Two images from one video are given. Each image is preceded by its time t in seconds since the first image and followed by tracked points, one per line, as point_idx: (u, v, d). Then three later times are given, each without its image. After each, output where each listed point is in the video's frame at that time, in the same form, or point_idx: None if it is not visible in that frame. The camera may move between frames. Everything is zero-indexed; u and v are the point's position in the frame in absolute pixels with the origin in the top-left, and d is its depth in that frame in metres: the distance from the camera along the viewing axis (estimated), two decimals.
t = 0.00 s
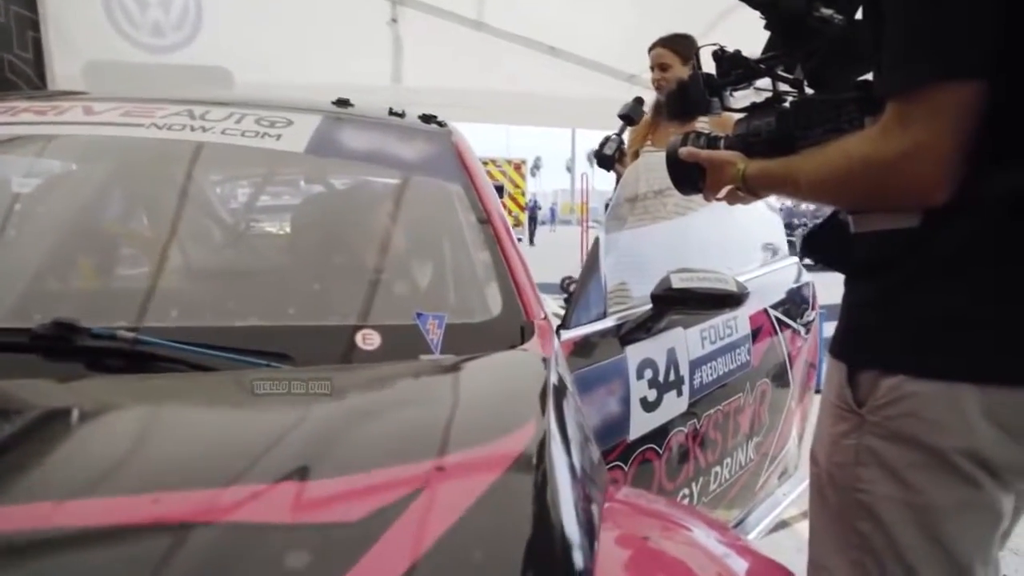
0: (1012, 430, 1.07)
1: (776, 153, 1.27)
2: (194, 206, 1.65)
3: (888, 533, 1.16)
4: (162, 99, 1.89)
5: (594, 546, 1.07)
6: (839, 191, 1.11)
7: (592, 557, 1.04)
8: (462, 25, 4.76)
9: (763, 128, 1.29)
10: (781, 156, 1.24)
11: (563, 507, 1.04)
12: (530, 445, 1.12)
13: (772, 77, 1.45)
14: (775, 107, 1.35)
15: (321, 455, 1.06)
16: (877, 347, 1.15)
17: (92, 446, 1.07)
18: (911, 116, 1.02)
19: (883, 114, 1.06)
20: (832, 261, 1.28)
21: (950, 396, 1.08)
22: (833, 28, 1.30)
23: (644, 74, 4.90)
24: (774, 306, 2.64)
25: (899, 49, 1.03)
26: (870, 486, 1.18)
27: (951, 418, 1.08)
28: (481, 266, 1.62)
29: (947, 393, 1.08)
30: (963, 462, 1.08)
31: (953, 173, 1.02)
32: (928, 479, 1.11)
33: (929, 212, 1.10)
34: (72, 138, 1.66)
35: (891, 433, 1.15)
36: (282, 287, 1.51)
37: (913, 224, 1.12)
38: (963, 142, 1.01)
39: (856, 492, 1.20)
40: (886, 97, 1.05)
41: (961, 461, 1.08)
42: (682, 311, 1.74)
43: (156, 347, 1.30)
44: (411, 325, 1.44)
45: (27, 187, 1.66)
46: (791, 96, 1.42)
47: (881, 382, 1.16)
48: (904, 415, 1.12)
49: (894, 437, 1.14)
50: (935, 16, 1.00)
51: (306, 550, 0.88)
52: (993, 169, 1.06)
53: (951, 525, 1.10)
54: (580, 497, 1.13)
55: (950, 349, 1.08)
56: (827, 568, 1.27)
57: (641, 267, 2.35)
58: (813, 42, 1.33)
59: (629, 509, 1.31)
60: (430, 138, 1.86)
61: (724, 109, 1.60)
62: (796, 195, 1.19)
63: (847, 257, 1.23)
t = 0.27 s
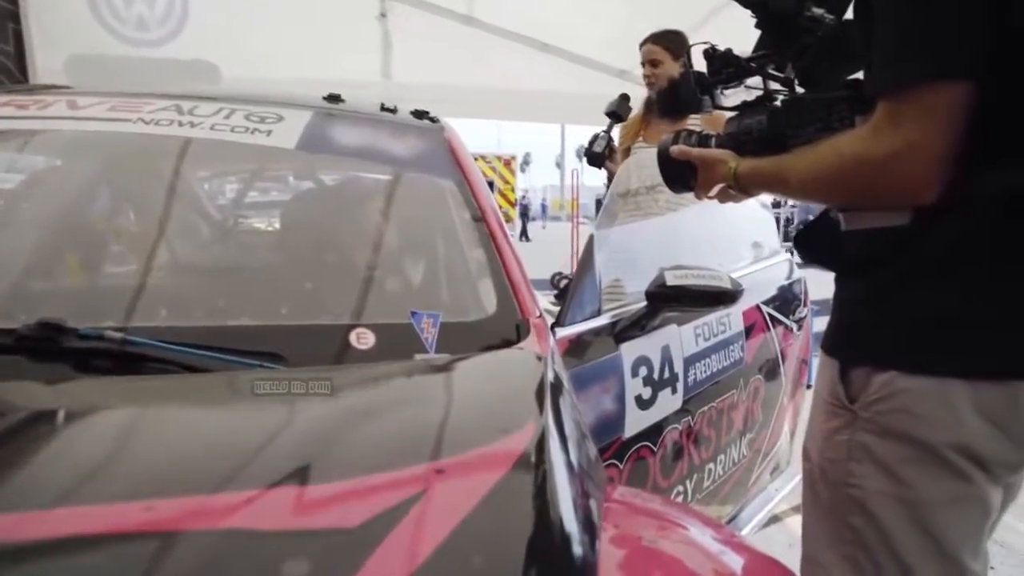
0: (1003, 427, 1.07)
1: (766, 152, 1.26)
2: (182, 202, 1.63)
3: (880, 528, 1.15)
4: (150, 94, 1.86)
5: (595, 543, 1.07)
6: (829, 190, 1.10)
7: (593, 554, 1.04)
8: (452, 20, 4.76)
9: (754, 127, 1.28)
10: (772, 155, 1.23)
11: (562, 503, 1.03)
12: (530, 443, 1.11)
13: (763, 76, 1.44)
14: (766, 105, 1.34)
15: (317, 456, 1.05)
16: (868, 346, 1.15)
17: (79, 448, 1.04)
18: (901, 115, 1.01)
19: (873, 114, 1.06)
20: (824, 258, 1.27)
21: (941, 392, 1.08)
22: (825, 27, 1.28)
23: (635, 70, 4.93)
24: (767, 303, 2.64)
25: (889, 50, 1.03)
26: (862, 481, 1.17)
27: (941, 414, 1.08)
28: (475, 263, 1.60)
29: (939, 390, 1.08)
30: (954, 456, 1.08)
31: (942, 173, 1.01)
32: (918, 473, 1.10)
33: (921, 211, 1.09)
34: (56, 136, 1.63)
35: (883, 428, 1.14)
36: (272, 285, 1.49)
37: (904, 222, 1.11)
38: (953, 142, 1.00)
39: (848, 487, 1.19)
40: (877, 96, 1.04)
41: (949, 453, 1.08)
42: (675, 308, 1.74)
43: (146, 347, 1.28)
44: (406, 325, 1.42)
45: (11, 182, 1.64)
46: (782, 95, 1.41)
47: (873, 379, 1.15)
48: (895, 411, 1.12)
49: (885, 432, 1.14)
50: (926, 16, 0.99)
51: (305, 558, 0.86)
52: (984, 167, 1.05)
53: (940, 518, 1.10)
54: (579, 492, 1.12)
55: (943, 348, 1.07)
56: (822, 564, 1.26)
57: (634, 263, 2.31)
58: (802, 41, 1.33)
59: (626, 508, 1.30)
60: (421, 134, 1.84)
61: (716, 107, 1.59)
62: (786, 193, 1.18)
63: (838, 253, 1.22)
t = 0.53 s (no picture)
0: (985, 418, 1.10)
1: (751, 152, 1.27)
2: (173, 199, 1.62)
3: (869, 518, 1.16)
4: (141, 90, 1.85)
5: (596, 538, 1.07)
6: (816, 189, 1.11)
7: (595, 548, 1.04)
8: (443, 15, 4.75)
9: (742, 126, 1.29)
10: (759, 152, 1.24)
11: (562, 500, 1.03)
12: (529, 440, 1.11)
13: (751, 76, 1.42)
14: (755, 104, 1.34)
15: (316, 454, 1.05)
16: (855, 340, 1.16)
17: (70, 448, 1.04)
18: (887, 114, 1.02)
19: (859, 113, 1.06)
20: (809, 253, 1.29)
21: (926, 385, 1.09)
22: (811, 28, 1.32)
23: (626, 65, 4.95)
24: (758, 299, 2.65)
25: (877, 48, 1.03)
26: (851, 472, 1.18)
27: (922, 404, 1.09)
28: (470, 259, 1.61)
29: (925, 382, 1.09)
30: (939, 447, 1.09)
31: (927, 172, 1.03)
32: (907, 465, 1.11)
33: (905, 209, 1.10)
34: (42, 130, 1.62)
35: (871, 420, 1.15)
36: (265, 281, 1.48)
37: (888, 220, 1.12)
38: (938, 141, 1.02)
39: (838, 479, 1.20)
40: (864, 95, 1.05)
41: (935, 444, 1.09)
42: (668, 304, 1.76)
43: (144, 345, 1.27)
44: (404, 321, 1.42)
45: None
46: (770, 95, 1.41)
47: (861, 372, 1.16)
48: (883, 403, 1.13)
49: (873, 424, 1.14)
50: (915, 16, 1.00)
51: (311, 555, 0.87)
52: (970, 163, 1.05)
53: (927, 508, 1.11)
54: (578, 486, 1.13)
55: (927, 345, 1.08)
56: (813, 557, 1.27)
57: (627, 261, 2.31)
58: (790, 41, 1.35)
59: (623, 503, 1.30)
60: (417, 129, 1.85)
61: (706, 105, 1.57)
62: (774, 191, 1.19)
63: (825, 248, 1.23)
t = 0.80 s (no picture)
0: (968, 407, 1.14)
1: (739, 152, 1.29)
2: (165, 196, 1.62)
3: (854, 507, 1.24)
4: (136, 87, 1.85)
5: (592, 529, 1.09)
6: (801, 187, 1.17)
7: (591, 539, 1.06)
8: (435, 11, 4.77)
9: (729, 126, 1.30)
10: (746, 151, 1.28)
11: (558, 490, 1.05)
12: (524, 435, 1.12)
13: (738, 77, 1.44)
14: (741, 105, 1.36)
15: (316, 449, 1.06)
16: (840, 331, 1.24)
17: (68, 445, 1.04)
18: (869, 116, 1.08)
19: (841, 114, 1.13)
20: (797, 251, 1.34)
21: (906, 375, 1.17)
22: (796, 32, 1.32)
23: (618, 62, 4.96)
24: (750, 295, 2.67)
25: (858, 51, 1.09)
26: (837, 463, 1.26)
27: (902, 397, 1.17)
28: (466, 257, 1.62)
29: (903, 374, 1.17)
30: (920, 437, 1.17)
31: (904, 172, 1.10)
32: (890, 454, 1.20)
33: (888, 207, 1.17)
34: (35, 127, 1.62)
35: (855, 412, 1.23)
36: (261, 277, 1.49)
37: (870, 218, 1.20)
38: (914, 142, 1.08)
39: (824, 469, 1.28)
40: (846, 97, 1.11)
41: (918, 435, 1.18)
42: (660, 300, 1.78)
43: (144, 342, 1.28)
44: (401, 318, 1.43)
45: None
46: (756, 96, 1.43)
47: (844, 365, 1.24)
48: (864, 395, 1.21)
49: (857, 415, 1.23)
50: (892, 22, 1.06)
51: (315, 544, 0.88)
52: (946, 159, 1.12)
53: (909, 496, 1.19)
54: (574, 480, 1.15)
55: (909, 335, 1.16)
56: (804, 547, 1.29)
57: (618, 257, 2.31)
58: (775, 43, 1.36)
59: (617, 495, 1.32)
60: (411, 126, 1.86)
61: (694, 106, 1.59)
62: (762, 191, 1.24)
63: (810, 246, 1.30)
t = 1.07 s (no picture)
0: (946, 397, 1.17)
1: (725, 153, 1.32)
2: (158, 191, 1.63)
3: (837, 496, 1.27)
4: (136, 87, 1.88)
5: (583, 518, 1.12)
6: (784, 188, 1.20)
7: (582, 528, 1.09)
8: (431, 9, 4.75)
9: (716, 128, 1.33)
10: (731, 153, 1.31)
11: (550, 479, 1.08)
12: (517, 429, 1.15)
13: (725, 80, 1.47)
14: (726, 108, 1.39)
15: (314, 441, 1.08)
16: (823, 328, 1.28)
17: (69, 439, 1.07)
18: (850, 119, 1.12)
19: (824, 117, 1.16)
20: (782, 249, 1.38)
21: (885, 367, 1.21)
22: (780, 38, 1.35)
23: (610, 61, 4.99)
24: (740, 291, 2.71)
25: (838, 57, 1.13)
26: (819, 452, 1.29)
27: (882, 387, 1.21)
28: (461, 255, 1.64)
29: (883, 365, 1.21)
30: (899, 426, 1.21)
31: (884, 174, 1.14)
32: (871, 443, 1.23)
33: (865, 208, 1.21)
34: (32, 127, 1.64)
35: (837, 403, 1.26)
36: (257, 274, 1.51)
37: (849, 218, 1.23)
38: (893, 146, 1.12)
39: (808, 458, 1.31)
40: (828, 100, 1.14)
41: (899, 424, 1.21)
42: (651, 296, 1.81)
43: (149, 337, 1.31)
44: (396, 313, 1.46)
45: None
46: (742, 99, 1.46)
47: (825, 358, 1.28)
48: (846, 386, 1.24)
49: (839, 406, 1.26)
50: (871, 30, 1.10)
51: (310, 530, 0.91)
52: (923, 163, 1.16)
53: (889, 484, 1.22)
54: (568, 474, 1.17)
55: (887, 331, 1.20)
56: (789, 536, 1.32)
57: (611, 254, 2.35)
58: (761, 48, 1.38)
59: (607, 484, 1.34)
60: (406, 125, 1.89)
61: (681, 108, 1.62)
62: (747, 191, 1.27)
63: (793, 245, 1.33)
